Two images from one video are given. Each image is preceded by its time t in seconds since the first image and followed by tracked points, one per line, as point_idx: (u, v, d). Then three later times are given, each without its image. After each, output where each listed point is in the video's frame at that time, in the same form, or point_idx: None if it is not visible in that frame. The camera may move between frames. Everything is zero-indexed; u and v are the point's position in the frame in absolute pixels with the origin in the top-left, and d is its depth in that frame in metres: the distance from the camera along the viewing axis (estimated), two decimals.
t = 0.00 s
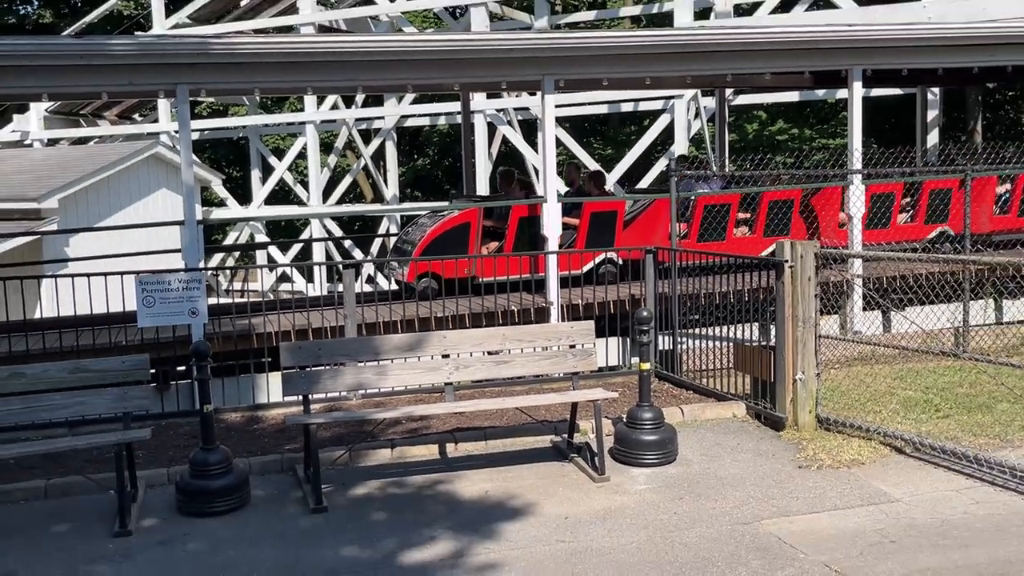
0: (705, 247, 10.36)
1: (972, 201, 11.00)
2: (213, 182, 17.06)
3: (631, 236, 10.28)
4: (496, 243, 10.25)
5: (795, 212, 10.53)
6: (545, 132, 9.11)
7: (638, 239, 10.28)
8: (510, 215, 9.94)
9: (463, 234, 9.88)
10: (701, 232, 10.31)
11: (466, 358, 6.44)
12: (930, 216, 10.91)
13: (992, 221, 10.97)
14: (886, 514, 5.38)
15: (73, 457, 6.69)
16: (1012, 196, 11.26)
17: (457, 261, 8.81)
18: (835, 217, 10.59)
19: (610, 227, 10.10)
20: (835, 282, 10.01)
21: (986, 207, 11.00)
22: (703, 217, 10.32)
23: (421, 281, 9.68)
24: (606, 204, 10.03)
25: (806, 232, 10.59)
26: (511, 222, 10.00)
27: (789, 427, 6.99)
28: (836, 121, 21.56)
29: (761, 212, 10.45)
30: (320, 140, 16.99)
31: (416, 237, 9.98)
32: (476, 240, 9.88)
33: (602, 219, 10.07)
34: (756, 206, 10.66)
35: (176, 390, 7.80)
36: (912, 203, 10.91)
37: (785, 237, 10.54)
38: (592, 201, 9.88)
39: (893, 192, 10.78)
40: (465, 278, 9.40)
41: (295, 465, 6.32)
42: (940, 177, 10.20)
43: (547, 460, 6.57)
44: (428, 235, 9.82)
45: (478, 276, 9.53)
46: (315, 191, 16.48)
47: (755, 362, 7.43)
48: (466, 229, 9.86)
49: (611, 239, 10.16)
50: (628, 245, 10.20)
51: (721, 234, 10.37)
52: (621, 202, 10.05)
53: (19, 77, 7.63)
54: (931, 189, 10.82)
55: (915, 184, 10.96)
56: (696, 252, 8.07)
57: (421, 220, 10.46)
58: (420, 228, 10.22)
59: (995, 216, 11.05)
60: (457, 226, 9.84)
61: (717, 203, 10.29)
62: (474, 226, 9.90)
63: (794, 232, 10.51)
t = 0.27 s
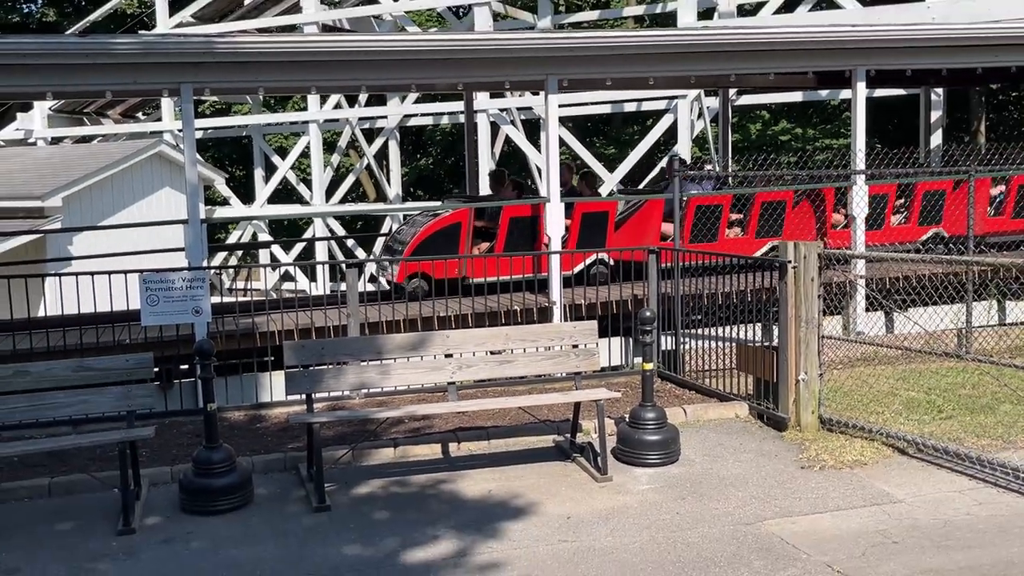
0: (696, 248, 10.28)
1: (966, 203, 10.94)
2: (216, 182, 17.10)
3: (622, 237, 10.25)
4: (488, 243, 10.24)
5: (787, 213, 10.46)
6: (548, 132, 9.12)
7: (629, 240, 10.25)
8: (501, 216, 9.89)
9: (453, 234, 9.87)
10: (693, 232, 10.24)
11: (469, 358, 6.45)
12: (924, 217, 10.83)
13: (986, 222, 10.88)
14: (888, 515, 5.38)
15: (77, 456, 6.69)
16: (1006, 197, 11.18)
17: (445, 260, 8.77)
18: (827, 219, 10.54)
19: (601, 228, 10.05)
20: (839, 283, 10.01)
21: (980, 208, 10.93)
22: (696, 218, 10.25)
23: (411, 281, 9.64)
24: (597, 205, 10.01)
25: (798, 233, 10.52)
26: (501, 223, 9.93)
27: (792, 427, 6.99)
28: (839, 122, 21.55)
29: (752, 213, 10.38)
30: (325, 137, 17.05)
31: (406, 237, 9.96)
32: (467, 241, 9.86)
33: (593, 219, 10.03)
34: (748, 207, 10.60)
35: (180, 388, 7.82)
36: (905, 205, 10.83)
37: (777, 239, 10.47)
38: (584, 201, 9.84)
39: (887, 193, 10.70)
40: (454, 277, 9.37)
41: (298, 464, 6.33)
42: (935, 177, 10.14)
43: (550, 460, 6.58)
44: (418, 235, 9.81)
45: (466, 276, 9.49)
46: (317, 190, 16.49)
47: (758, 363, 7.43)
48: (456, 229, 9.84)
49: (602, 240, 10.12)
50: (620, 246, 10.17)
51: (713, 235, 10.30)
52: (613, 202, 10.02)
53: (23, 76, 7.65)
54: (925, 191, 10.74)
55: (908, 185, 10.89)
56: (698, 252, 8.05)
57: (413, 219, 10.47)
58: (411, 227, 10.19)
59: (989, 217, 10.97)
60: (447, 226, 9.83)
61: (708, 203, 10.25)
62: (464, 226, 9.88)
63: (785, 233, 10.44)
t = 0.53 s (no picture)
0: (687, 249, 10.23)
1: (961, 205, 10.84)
2: (220, 182, 17.16)
3: (613, 238, 10.23)
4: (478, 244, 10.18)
5: (778, 215, 10.44)
6: (552, 132, 9.11)
7: (620, 241, 10.23)
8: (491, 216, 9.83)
9: (442, 235, 9.80)
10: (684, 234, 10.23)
11: (471, 358, 6.44)
12: (917, 219, 10.76)
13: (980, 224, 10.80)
14: (891, 515, 5.38)
15: (80, 455, 6.70)
16: (1000, 198, 11.09)
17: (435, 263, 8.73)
18: (818, 220, 10.52)
19: (593, 229, 10.02)
20: (842, 283, 10.01)
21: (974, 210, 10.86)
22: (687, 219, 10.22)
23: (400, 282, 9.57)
24: (588, 206, 9.93)
25: (788, 234, 10.52)
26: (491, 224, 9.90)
27: (795, 427, 6.99)
28: (843, 122, 21.54)
29: (744, 214, 10.34)
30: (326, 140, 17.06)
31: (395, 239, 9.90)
32: (456, 241, 9.81)
33: (585, 220, 9.97)
34: (740, 207, 10.55)
35: (183, 387, 7.82)
36: (898, 206, 10.74)
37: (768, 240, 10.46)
38: (575, 203, 9.79)
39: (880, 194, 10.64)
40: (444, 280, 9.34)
41: (301, 464, 6.33)
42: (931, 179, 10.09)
43: (553, 460, 6.58)
44: (407, 236, 9.75)
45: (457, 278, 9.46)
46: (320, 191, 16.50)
47: (760, 363, 7.43)
48: (446, 229, 9.78)
49: (592, 241, 10.08)
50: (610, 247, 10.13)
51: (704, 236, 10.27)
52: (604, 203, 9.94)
53: (26, 75, 7.65)
54: (918, 192, 10.67)
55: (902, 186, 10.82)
56: (700, 252, 8.05)
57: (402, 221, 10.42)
58: (400, 228, 10.13)
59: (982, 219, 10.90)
60: (437, 227, 9.77)
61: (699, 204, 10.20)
62: (454, 227, 9.82)
63: (776, 235, 10.44)
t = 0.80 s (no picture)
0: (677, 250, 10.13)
1: (954, 205, 10.79)
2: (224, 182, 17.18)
3: (601, 239, 10.20)
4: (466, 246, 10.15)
5: (768, 216, 10.45)
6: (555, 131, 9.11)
7: (610, 242, 10.23)
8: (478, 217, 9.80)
9: (430, 236, 9.78)
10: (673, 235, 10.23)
11: (473, 358, 6.44)
12: (909, 220, 10.71)
13: (973, 225, 10.74)
14: (894, 516, 5.37)
15: (82, 455, 6.71)
16: (994, 198, 11.03)
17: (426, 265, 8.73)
18: (808, 222, 10.53)
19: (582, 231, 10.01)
20: (845, 284, 10.01)
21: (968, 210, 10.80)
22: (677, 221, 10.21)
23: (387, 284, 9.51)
24: (579, 207, 9.90)
25: (778, 236, 10.56)
26: (479, 225, 9.88)
27: (798, 428, 6.98)
28: (847, 122, 21.52)
29: (734, 215, 10.29)
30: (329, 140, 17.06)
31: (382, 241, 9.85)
32: (444, 242, 9.79)
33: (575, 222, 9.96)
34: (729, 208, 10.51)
35: (186, 387, 7.82)
36: (890, 206, 10.67)
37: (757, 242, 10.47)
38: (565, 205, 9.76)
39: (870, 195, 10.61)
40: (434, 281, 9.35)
41: (303, 464, 6.33)
42: (926, 179, 10.05)
43: (555, 460, 6.57)
44: (394, 237, 9.71)
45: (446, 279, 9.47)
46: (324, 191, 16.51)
47: (764, 363, 7.42)
48: (434, 231, 9.74)
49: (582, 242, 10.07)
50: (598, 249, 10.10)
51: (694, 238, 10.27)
52: (593, 205, 9.90)
53: (29, 75, 7.66)
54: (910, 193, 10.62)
55: (894, 187, 10.77)
56: (702, 252, 8.05)
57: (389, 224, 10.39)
58: (387, 230, 10.09)
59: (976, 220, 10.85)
60: (424, 228, 9.73)
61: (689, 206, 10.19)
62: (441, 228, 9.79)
63: (765, 237, 10.47)
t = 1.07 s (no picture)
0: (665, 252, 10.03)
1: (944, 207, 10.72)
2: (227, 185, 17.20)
3: (591, 241, 10.01)
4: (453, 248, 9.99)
5: (756, 219, 10.36)
6: (558, 133, 9.10)
7: (598, 243, 10.11)
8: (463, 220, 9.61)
9: (415, 239, 9.62)
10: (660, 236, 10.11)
11: (477, 360, 6.43)
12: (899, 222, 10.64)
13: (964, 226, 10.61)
14: (899, 519, 5.35)
15: (85, 457, 6.71)
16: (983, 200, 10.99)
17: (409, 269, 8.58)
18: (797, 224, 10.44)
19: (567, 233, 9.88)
20: (849, 285, 9.99)
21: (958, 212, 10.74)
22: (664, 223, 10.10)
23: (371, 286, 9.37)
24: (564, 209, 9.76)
25: (766, 240, 10.45)
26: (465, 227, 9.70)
27: (803, 430, 6.95)
28: (851, 123, 21.49)
29: (723, 217, 10.19)
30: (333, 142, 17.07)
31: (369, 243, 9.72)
32: (429, 245, 9.63)
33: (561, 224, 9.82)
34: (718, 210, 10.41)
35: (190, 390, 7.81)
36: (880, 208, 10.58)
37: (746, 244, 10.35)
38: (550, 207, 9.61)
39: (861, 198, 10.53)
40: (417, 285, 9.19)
41: (307, 466, 6.32)
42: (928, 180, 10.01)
43: (559, 462, 6.56)
44: (379, 240, 9.58)
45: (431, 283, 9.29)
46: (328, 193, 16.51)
47: (768, 365, 7.40)
48: (418, 233, 9.58)
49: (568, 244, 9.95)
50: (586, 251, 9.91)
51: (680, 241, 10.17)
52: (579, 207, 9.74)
53: (33, 78, 7.66)
54: (899, 196, 10.56)
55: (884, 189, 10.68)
56: (705, 254, 8.04)
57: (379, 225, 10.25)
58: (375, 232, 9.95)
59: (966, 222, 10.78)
60: (409, 231, 9.57)
61: (676, 208, 10.09)
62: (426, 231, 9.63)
63: (754, 239, 10.34)
